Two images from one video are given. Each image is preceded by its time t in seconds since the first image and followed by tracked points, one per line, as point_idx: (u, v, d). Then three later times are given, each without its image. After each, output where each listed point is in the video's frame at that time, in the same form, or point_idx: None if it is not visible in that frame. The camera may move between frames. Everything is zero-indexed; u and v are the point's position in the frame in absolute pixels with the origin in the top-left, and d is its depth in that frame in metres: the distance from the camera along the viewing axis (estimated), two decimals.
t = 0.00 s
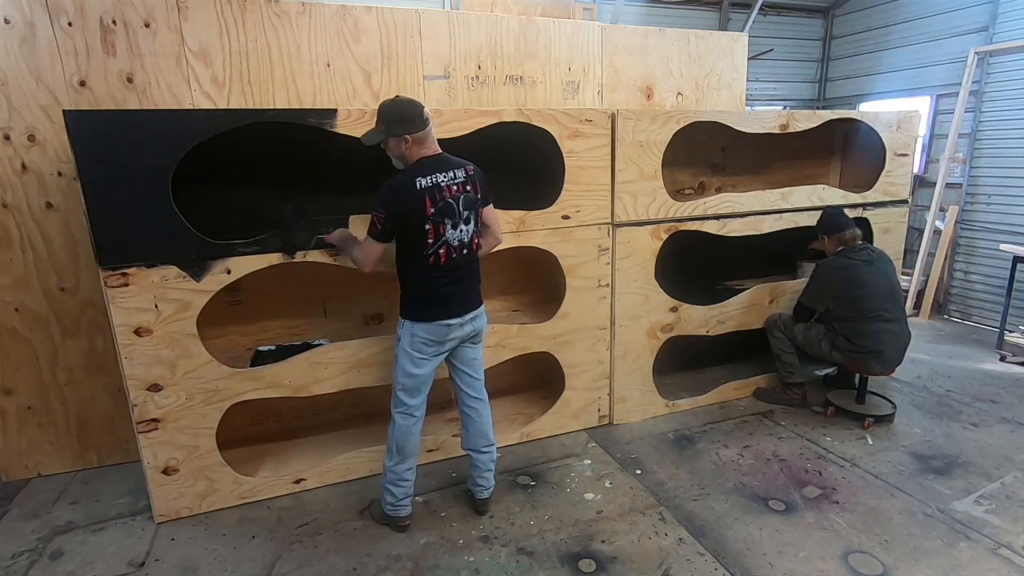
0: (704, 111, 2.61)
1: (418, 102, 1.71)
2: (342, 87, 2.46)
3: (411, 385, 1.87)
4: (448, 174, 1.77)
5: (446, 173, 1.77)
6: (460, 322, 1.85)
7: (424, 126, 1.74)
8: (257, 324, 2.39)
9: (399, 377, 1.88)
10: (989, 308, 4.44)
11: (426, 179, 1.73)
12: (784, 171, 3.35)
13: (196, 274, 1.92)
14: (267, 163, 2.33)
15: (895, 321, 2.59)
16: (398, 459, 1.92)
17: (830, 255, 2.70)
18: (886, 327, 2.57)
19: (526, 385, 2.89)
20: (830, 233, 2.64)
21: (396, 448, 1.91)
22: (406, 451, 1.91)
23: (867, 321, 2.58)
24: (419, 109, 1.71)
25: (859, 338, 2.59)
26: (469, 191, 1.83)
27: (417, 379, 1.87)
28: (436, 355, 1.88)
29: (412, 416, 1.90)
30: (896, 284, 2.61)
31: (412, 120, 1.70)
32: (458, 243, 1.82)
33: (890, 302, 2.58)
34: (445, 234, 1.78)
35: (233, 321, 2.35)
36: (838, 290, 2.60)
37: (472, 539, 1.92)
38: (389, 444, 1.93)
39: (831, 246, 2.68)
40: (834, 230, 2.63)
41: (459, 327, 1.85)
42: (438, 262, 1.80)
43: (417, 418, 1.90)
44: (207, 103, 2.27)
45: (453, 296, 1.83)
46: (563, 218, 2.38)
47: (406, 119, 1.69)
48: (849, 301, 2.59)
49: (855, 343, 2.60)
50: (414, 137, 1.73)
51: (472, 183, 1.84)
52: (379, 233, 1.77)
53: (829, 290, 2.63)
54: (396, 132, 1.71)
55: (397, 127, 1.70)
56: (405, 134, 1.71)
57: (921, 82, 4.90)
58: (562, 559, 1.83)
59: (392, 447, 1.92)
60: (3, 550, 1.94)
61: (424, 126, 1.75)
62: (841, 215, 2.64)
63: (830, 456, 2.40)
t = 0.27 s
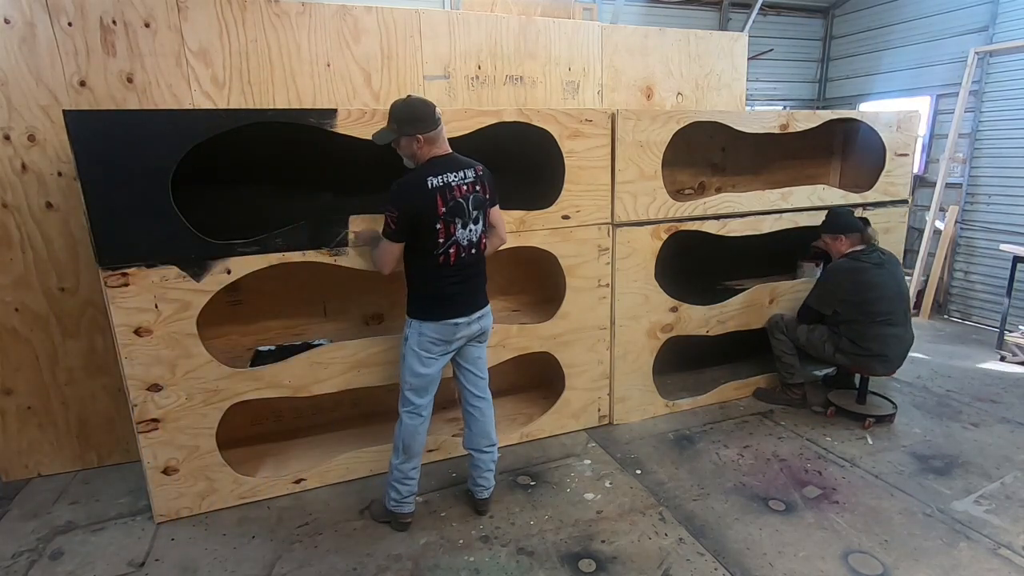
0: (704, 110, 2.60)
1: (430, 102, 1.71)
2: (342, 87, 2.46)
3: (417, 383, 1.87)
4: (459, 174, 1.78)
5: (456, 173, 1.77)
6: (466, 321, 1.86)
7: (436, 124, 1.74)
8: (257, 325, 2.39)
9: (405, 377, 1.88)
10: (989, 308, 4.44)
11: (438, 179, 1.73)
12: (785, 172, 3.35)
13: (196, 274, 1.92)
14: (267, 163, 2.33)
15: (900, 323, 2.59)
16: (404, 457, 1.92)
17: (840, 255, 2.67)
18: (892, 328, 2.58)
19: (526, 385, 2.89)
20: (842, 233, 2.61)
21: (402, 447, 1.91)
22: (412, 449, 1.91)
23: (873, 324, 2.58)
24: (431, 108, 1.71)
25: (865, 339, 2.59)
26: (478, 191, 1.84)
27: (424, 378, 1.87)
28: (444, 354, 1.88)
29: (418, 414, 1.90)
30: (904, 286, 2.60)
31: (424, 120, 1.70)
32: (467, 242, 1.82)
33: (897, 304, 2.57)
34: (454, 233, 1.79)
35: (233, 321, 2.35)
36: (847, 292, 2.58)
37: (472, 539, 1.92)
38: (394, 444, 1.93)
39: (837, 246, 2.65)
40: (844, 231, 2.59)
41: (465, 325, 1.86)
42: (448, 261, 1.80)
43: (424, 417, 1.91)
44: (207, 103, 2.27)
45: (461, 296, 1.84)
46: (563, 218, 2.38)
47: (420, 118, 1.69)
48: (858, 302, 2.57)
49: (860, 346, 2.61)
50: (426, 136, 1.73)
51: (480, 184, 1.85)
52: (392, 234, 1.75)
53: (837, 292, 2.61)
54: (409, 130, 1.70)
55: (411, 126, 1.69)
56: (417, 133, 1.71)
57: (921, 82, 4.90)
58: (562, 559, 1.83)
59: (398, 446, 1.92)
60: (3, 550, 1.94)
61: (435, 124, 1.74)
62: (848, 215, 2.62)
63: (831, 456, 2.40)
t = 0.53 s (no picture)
0: (704, 110, 2.60)
1: (342, 101, 1.65)
2: (342, 87, 2.46)
3: (374, 389, 1.85)
4: (380, 175, 1.70)
5: (377, 173, 1.69)
6: (419, 326, 1.82)
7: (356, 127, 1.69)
8: (258, 325, 2.39)
9: (360, 382, 1.86)
10: (989, 308, 4.44)
11: (358, 181, 1.67)
12: (785, 172, 3.35)
13: (196, 274, 1.92)
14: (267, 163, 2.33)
15: (899, 322, 2.60)
16: (375, 469, 1.89)
17: (839, 256, 2.68)
18: (891, 328, 2.58)
19: (526, 385, 2.89)
20: (843, 234, 2.62)
21: (372, 457, 1.88)
22: (380, 460, 1.87)
23: (873, 324, 2.58)
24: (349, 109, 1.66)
25: (864, 340, 2.59)
26: (411, 190, 1.75)
27: (376, 385, 1.84)
28: (391, 359, 1.85)
29: (379, 423, 1.86)
30: (904, 286, 2.61)
31: (339, 121, 1.65)
32: (403, 245, 1.74)
33: (896, 303, 2.57)
34: (384, 237, 1.71)
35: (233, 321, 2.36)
36: (847, 292, 2.58)
37: (472, 539, 1.92)
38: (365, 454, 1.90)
39: (836, 246, 2.67)
40: (845, 231, 2.60)
41: (418, 331, 1.81)
42: (381, 266, 1.74)
43: (386, 425, 1.87)
44: (207, 103, 2.27)
45: (406, 300, 1.79)
46: (563, 218, 2.38)
47: (338, 122, 1.65)
48: (858, 302, 2.57)
49: (860, 346, 2.60)
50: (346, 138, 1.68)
51: (414, 182, 1.76)
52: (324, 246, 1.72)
53: (836, 292, 2.61)
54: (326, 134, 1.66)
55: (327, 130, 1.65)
56: (334, 136, 1.66)
57: (921, 82, 4.90)
58: (562, 559, 1.83)
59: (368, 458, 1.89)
60: (2, 550, 1.94)
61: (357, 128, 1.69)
62: (854, 215, 2.62)
63: (831, 456, 2.40)
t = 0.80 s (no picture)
0: (704, 110, 2.60)
1: (304, 104, 1.63)
2: (342, 87, 2.46)
3: (354, 394, 1.84)
4: (343, 181, 1.67)
5: (341, 179, 1.67)
6: (392, 331, 1.80)
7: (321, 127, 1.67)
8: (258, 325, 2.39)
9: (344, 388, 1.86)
10: (989, 308, 4.44)
11: (321, 188, 1.65)
12: (785, 172, 3.35)
13: (196, 274, 1.92)
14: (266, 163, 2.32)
15: (899, 321, 2.60)
16: (370, 473, 1.89)
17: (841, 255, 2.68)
18: (890, 327, 2.58)
19: (526, 385, 2.89)
20: (846, 233, 2.62)
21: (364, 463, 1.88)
22: (373, 464, 1.87)
23: (872, 323, 2.58)
24: (311, 111, 1.64)
25: (863, 339, 2.59)
26: (378, 194, 1.72)
27: (361, 389, 1.83)
28: (370, 363, 1.84)
29: (365, 428, 1.85)
30: (904, 285, 2.61)
31: (299, 125, 1.63)
32: (371, 252, 1.73)
33: (896, 302, 2.57)
34: (349, 244, 1.71)
35: (234, 321, 2.36)
36: (845, 290, 2.59)
37: (472, 539, 1.92)
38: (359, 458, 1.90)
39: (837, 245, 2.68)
40: (849, 230, 2.61)
41: (391, 335, 1.80)
42: (347, 272, 1.74)
43: (374, 429, 1.86)
44: (207, 103, 2.27)
45: (379, 306, 1.77)
46: (563, 218, 2.38)
47: (294, 125, 1.63)
48: (857, 301, 2.58)
49: (859, 344, 2.61)
50: (309, 140, 1.66)
51: (381, 185, 1.72)
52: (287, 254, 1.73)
53: (836, 290, 2.62)
54: (288, 138, 1.65)
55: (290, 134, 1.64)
56: (296, 139, 1.65)
57: (922, 81, 4.89)
58: (562, 559, 1.83)
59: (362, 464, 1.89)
60: (2, 550, 1.94)
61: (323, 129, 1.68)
62: (858, 214, 2.62)
63: (831, 456, 2.40)
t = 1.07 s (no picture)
0: (704, 110, 2.60)
1: (303, 103, 1.63)
2: (342, 87, 2.46)
3: (354, 394, 1.84)
4: (345, 180, 1.67)
5: (341, 178, 1.67)
6: (392, 330, 1.80)
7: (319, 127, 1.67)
8: (257, 325, 2.39)
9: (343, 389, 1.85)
10: (989, 308, 4.44)
11: (321, 188, 1.65)
12: (784, 172, 3.35)
13: (195, 274, 1.92)
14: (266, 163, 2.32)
15: (892, 318, 2.60)
16: (370, 472, 1.89)
17: (818, 258, 2.64)
18: (884, 325, 2.58)
19: (525, 385, 2.89)
20: (821, 238, 2.57)
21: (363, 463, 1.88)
22: (373, 464, 1.87)
23: (864, 323, 2.58)
24: (310, 110, 1.64)
25: (859, 340, 2.60)
26: (377, 194, 1.73)
27: (360, 388, 1.83)
28: (369, 362, 1.84)
29: (365, 427, 1.85)
30: (887, 280, 2.63)
31: (299, 124, 1.62)
32: (373, 251, 1.74)
33: (884, 299, 2.58)
34: (350, 243, 1.71)
35: (233, 321, 2.36)
36: (833, 292, 2.58)
37: (472, 539, 1.92)
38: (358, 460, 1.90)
39: (814, 250, 2.64)
40: (824, 235, 2.56)
41: (391, 334, 1.80)
42: (348, 272, 1.73)
43: (374, 428, 1.86)
44: (207, 103, 2.27)
45: (380, 306, 1.77)
46: (563, 218, 2.38)
47: (293, 124, 1.62)
48: (845, 303, 2.58)
49: (856, 347, 2.61)
50: (308, 140, 1.66)
51: (379, 185, 1.73)
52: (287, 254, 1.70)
53: (822, 293, 2.60)
54: (286, 136, 1.64)
55: (288, 132, 1.63)
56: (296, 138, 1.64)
57: (922, 81, 4.89)
58: (562, 559, 1.83)
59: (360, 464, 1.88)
60: (2, 550, 1.94)
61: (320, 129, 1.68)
62: (829, 219, 2.58)
63: (830, 456, 2.40)
